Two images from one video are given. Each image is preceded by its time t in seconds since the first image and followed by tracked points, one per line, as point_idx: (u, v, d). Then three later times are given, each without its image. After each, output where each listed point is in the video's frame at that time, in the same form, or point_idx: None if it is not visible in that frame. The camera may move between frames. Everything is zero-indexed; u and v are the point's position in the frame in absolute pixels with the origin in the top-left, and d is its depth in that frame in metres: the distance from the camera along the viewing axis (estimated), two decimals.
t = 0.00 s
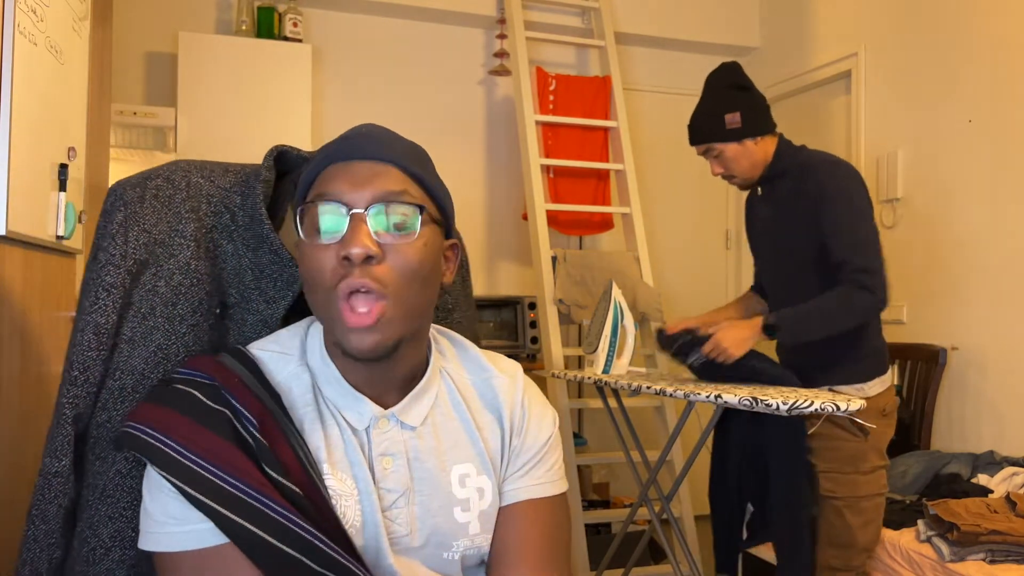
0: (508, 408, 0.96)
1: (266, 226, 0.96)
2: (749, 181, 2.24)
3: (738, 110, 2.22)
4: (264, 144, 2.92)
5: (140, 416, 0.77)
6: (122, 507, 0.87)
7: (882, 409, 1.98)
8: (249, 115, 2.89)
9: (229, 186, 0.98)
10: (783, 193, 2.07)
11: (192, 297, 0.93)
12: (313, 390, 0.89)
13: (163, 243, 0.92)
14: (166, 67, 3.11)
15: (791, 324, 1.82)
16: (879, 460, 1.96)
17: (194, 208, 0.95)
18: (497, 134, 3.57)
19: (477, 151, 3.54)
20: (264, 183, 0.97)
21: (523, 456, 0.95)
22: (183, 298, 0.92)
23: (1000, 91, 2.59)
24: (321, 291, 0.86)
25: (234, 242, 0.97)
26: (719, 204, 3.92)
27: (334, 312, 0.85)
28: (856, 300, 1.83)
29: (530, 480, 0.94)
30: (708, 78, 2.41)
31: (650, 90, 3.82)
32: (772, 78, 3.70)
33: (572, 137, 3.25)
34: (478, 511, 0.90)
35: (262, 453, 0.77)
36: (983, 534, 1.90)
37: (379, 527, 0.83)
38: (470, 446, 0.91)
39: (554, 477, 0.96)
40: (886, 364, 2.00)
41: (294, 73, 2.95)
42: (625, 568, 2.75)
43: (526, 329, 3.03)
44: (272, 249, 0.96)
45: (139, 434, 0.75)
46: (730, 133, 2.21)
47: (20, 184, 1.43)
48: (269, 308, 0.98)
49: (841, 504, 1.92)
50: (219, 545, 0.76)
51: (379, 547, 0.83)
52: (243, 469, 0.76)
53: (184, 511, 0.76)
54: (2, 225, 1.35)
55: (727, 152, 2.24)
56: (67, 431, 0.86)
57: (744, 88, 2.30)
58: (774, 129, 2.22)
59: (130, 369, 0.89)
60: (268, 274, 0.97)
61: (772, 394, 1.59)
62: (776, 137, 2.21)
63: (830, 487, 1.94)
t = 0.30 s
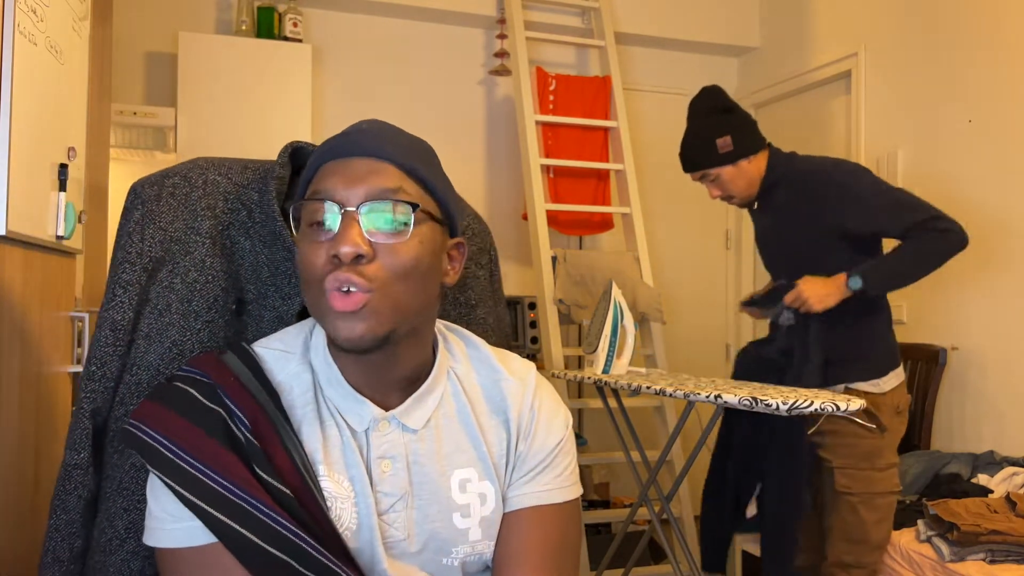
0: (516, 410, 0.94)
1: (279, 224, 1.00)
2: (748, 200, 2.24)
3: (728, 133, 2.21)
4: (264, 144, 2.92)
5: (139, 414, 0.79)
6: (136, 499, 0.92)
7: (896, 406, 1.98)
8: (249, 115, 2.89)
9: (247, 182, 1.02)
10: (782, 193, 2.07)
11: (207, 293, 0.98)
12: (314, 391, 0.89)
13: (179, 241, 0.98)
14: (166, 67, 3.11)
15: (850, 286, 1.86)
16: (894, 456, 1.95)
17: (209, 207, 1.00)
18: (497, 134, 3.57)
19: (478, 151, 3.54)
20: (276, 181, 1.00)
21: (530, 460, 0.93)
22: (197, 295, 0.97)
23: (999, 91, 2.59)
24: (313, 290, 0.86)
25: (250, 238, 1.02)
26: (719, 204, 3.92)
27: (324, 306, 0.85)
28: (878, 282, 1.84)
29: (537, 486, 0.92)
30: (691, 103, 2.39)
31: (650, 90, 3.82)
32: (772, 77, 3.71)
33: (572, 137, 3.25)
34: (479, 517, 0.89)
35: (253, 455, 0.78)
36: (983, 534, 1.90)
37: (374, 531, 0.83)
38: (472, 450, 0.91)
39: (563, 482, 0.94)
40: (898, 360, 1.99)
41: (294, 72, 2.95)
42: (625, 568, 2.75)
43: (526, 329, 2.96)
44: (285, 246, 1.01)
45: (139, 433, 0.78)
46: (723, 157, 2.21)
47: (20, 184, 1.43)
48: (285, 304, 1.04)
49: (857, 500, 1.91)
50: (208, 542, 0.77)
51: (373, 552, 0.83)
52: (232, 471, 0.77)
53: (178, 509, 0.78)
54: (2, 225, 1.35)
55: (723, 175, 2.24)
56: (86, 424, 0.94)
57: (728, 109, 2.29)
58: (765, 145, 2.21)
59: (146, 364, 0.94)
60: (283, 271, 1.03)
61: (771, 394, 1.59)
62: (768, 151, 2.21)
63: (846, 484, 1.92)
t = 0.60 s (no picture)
0: (529, 418, 0.95)
1: (280, 216, 0.98)
2: (760, 188, 2.24)
3: (745, 119, 2.22)
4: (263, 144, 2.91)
5: (145, 411, 0.78)
6: (135, 498, 0.92)
7: (893, 407, 1.99)
8: (249, 114, 2.89)
9: (248, 172, 1.00)
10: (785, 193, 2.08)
11: (207, 288, 0.96)
12: (325, 393, 0.89)
13: (178, 234, 0.96)
14: (166, 67, 3.11)
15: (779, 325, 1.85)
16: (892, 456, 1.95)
17: (210, 199, 0.98)
18: (497, 134, 3.56)
19: (478, 151, 3.53)
20: (278, 172, 0.99)
21: (541, 469, 0.94)
22: (197, 290, 0.96)
23: (999, 91, 2.60)
24: (351, 294, 0.87)
25: (252, 231, 1.00)
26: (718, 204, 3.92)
27: (361, 320, 0.86)
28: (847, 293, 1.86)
29: (546, 494, 0.92)
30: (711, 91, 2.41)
31: (650, 90, 3.82)
32: (772, 78, 3.71)
33: (572, 137, 3.25)
34: (489, 527, 0.89)
35: (265, 459, 0.78)
36: (983, 534, 1.90)
37: (383, 541, 0.83)
38: (483, 459, 0.90)
39: (573, 491, 0.94)
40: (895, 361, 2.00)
41: (294, 72, 2.95)
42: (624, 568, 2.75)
43: (525, 329, 2.86)
44: (287, 239, 0.99)
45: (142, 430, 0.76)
46: (739, 142, 2.21)
47: (19, 184, 1.42)
48: (286, 298, 1.02)
49: (854, 499, 1.93)
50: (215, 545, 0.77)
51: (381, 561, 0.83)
52: (244, 475, 0.76)
53: (186, 510, 0.78)
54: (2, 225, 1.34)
55: (736, 162, 2.24)
56: (84, 421, 0.92)
57: (748, 98, 2.31)
58: (780, 136, 2.22)
59: (146, 360, 0.93)
60: (284, 263, 1.00)
61: (771, 394, 1.59)
62: (784, 142, 2.21)
63: (844, 483, 1.94)
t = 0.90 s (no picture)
0: (537, 422, 0.96)
1: (274, 211, 0.97)
2: (758, 178, 2.24)
3: (748, 107, 2.21)
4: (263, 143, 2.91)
5: (153, 419, 0.75)
6: (124, 503, 0.89)
7: (880, 407, 2.00)
8: (248, 113, 2.89)
9: (236, 169, 0.99)
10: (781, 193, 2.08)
11: (197, 286, 0.94)
12: (340, 399, 0.87)
13: (167, 231, 0.94)
14: (166, 67, 3.11)
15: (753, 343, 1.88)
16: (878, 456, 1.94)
17: (199, 194, 0.96)
18: (497, 134, 3.56)
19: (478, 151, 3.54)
20: (271, 167, 0.98)
21: (545, 472, 0.97)
22: (187, 287, 0.93)
23: (999, 90, 2.59)
24: (402, 302, 0.85)
25: (241, 228, 0.98)
26: (718, 205, 3.92)
27: (409, 323, 0.85)
28: (838, 293, 1.89)
29: (550, 495, 0.96)
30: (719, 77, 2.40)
31: (650, 90, 3.81)
32: (772, 78, 3.71)
33: (572, 137, 3.25)
34: (498, 532, 0.90)
35: (288, 468, 0.76)
36: (983, 534, 1.90)
37: (401, 549, 0.83)
38: (494, 464, 0.91)
39: (573, 493, 0.98)
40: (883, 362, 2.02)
41: (295, 72, 2.95)
42: (624, 568, 2.75)
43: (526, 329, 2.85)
44: (280, 236, 0.97)
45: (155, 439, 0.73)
46: (741, 129, 2.21)
47: (20, 184, 1.42)
48: (278, 297, 0.99)
49: (843, 500, 1.92)
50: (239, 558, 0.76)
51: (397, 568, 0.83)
52: (269, 486, 0.74)
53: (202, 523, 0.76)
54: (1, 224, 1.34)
55: (737, 149, 2.24)
56: (70, 424, 0.88)
57: (754, 88, 2.29)
58: (783, 127, 2.21)
59: (135, 361, 0.90)
60: (276, 261, 0.97)
61: (771, 394, 1.59)
62: (786, 136, 2.21)
63: (832, 483, 1.93)
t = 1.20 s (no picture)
0: (522, 403, 1.00)
1: (265, 211, 0.88)
2: (756, 172, 2.23)
3: (748, 101, 2.22)
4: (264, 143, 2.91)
5: (160, 414, 0.72)
6: (111, 510, 0.78)
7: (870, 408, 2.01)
8: (248, 113, 2.88)
9: (220, 166, 0.89)
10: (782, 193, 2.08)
11: (185, 286, 0.83)
12: (342, 387, 0.86)
13: (154, 227, 0.82)
14: (166, 67, 3.11)
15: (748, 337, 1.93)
16: (867, 458, 1.94)
17: (185, 189, 0.86)
18: (497, 134, 3.56)
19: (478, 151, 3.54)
20: (261, 167, 0.90)
21: (534, 453, 1.00)
22: (176, 287, 0.82)
23: (1000, 91, 2.60)
24: (434, 268, 0.86)
25: (226, 227, 0.89)
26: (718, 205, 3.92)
27: (444, 288, 0.86)
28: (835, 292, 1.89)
29: (541, 475, 0.99)
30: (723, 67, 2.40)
31: (650, 90, 3.81)
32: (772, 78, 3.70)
33: (572, 137, 3.25)
34: (498, 507, 0.92)
35: (303, 455, 0.74)
36: (983, 534, 1.91)
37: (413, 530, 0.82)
38: (492, 442, 0.94)
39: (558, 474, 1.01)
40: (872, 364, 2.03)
41: (295, 73, 2.95)
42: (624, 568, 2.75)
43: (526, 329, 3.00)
44: (271, 236, 0.88)
45: (170, 436, 0.71)
46: (740, 122, 2.21)
47: (19, 184, 1.42)
48: (262, 297, 0.91)
49: (830, 501, 1.91)
50: (254, 552, 0.73)
51: (408, 547, 0.83)
52: (285, 474, 0.72)
53: (217, 520, 0.72)
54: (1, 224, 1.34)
55: (735, 142, 2.24)
56: (53, 429, 0.75)
57: (756, 81, 2.30)
58: (783, 122, 2.21)
59: (121, 362, 0.79)
60: (264, 261, 0.89)
61: (772, 394, 1.59)
62: (786, 131, 2.21)
63: (820, 485, 1.93)
